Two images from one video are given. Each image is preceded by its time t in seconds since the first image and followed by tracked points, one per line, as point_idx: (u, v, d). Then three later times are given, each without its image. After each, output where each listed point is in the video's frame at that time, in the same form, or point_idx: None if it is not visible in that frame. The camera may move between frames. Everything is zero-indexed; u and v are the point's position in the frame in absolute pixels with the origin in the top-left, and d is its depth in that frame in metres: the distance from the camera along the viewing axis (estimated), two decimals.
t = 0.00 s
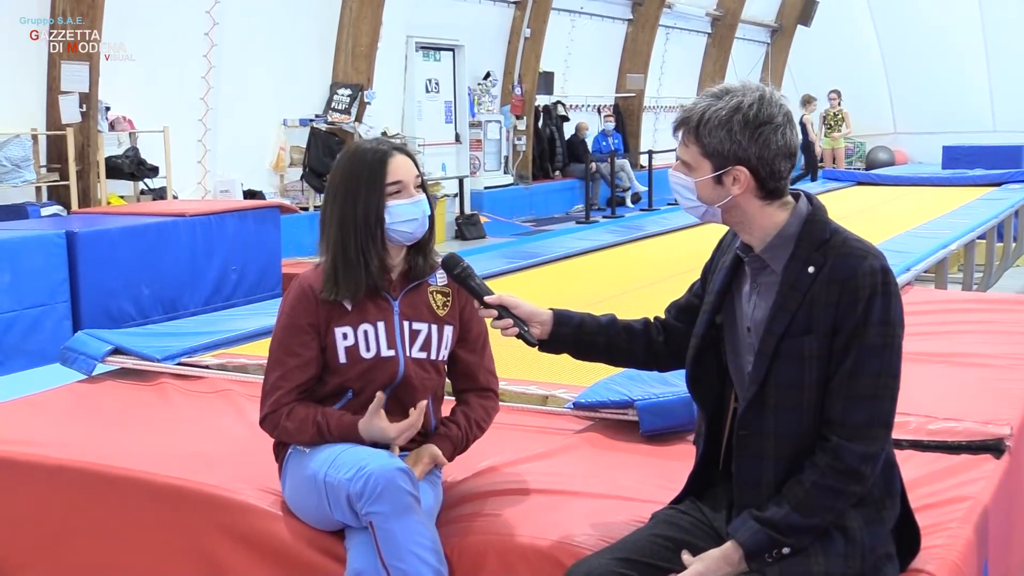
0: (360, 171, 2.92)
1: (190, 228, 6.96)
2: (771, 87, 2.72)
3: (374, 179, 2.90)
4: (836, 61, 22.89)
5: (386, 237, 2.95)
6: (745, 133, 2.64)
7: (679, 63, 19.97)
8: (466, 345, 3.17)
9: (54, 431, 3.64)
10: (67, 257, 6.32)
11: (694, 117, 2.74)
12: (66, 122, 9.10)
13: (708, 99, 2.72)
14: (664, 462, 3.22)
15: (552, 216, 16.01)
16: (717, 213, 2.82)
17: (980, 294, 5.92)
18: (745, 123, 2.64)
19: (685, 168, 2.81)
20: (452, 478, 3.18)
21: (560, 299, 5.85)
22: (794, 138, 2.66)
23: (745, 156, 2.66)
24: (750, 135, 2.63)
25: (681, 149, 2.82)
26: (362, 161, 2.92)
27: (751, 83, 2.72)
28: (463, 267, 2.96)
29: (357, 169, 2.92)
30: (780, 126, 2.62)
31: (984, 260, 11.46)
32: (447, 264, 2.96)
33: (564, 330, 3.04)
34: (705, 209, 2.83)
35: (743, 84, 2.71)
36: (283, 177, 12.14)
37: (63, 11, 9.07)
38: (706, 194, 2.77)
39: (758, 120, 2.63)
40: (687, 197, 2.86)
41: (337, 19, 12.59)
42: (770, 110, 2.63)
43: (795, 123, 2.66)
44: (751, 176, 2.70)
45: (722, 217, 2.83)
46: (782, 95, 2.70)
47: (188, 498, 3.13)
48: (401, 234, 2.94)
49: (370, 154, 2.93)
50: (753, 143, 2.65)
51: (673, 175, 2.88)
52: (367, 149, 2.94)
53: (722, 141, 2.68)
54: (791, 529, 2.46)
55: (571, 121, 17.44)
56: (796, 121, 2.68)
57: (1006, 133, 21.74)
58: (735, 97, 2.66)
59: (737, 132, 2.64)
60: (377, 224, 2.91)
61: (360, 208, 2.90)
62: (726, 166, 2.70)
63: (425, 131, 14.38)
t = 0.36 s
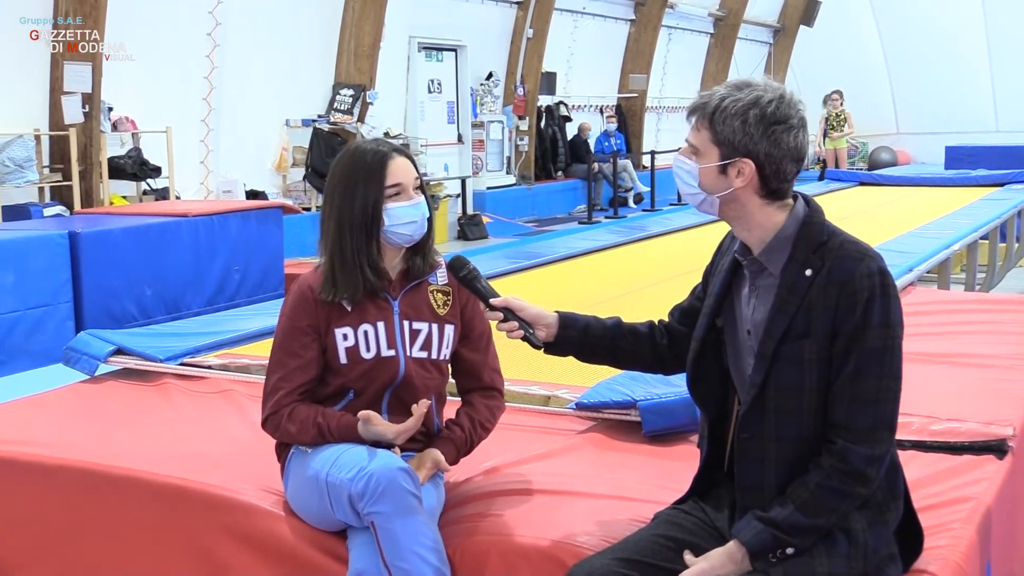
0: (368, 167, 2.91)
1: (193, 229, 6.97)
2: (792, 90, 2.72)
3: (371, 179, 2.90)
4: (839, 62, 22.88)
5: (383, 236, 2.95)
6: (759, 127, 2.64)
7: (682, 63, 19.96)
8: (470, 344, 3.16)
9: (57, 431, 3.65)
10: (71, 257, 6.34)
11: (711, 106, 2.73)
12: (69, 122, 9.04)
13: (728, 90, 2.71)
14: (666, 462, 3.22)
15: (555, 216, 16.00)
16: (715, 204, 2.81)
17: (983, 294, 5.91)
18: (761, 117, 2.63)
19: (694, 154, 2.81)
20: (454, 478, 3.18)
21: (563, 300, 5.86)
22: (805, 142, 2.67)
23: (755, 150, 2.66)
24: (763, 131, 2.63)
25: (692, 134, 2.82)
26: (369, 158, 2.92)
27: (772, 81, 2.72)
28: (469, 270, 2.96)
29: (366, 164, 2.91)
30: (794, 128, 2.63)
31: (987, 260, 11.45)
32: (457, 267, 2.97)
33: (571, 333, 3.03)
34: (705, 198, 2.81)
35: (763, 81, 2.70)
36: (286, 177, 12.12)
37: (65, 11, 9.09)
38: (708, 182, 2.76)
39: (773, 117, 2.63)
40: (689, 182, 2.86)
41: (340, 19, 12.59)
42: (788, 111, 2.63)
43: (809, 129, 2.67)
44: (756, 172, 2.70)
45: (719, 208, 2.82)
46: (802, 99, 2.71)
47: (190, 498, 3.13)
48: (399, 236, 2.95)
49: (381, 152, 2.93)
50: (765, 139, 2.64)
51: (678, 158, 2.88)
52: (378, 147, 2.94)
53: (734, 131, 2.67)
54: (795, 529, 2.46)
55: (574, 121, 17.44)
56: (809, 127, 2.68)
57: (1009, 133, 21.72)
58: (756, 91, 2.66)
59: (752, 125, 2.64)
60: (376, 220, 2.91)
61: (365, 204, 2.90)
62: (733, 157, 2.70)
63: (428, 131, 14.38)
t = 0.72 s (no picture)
0: (350, 170, 2.95)
1: (196, 229, 6.88)
2: (763, 82, 2.73)
3: (355, 180, 2.93)
4: (842, 62, 22.87)
5: (374, 236, 2.97)
6: (739, 125, 2.65)
7: (685, 62, 19.95)
8: (474, 344, 3.14)
9: (60, 431, 3.65)
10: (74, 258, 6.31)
11: (690, 119, 2.75)
12: (72, 122, 9.08)
13: (701, 100, 2.74)
14: (670, 462, 3.22)
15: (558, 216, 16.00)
16: (726, 214, 2.81)
17: (987, 294, 5.91)
18: (737, 116, 2.65)
19: (689, 173, 2.81)
20: (457, 478, 3.18)
21: (566, 300, 5.86)
22: (790, 127, 2.66)
23: (743, 149, 2.66)
24: (743, 127, 2.64)
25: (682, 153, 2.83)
26: (353, 161, 2.95)
27: (741, 80, 2.74)
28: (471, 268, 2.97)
29: (349, 167, 2.95)
30: (773, 115, 2.63)
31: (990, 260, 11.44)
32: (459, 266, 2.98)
33: (574, 333, 3.04)
34: (713, 210, 2.81)
35: (731, 82, 2.73)
36: (289, 177, 12.07)
37: (68, 11, 9.12)
38: (710, 194, 2.77)
39: (749, 112, 2.64)
40: (694, 200, 2.85)
41: (343, 19, 12.60)
42: (761, 102, 2.64)
43: (789, 112, 2.67)
44: (753, 169, 2.69)
45: (731, 217, 2.81)
46: (774, 88, 2.72)
47: (193, 498, 3.13)
48: (388, 234, 2.96)
49: (363, 154, 2.96)
50: (748, 135, 2.65)
51: (679, 182, 2.88)
52: (358, 149, 2.97)
53: (717, 137, 2.69)
54: (799, 528, 2.46)
55: (576, 121, 17.46)
56: (790, 111, 2.68)
57: (1013, 133, 21.68)
58: (725, 93, 2.69)
59: (731, 126, 2.66)
60: (364, 221, 2.93)
61: (348, 205, 2.93)
62: (726, 162, 2.70)
63: (430, 131, 14.37)
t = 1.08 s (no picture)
0: (361, 167, 2.92)
1: (195, 229, 6.92)
2: (784, 82, 2.72)
3: (364, 177, 2.91)
4: (850, 61, 22.85)
5: (379, 236, 2.94)
6: (757, 124, 2.63)
7: (691, 60, 19.90)
8: (478, 348, 3.09)
9: (60, 433, 3.62)
10: (74, 259, 6.31)
11: (707, 113, 2.74)
12: (72, 121, 9.12)
13: (720, 94, 2.72)
14: (678, 466, 3.18)
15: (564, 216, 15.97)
16: (732, 211, 2.80)
17: (999, 294, 5.83)
18: (757, 114, 2.63)
19: (699, 166, 2.81)
20: (462, 481, 3.14)
21: (571, 301, 5.83)
22: (807, 130, 2.65)
23: (758, 148, 2.65)
24: (761, 126, 2.62)
25: (695, 146, 2.82)
26: (364, 159, 2.92)
27: (762, 79, 2.72)
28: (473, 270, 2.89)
29: (360, 164, 2.92)
30: (792, 118, 2.61)
31: (1000, 261, 11.40)
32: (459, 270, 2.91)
33: (576, 336, 2.99)
34: (720, 206, 2.80)
35: (755, 79, 2.71)
36: (292, 176, 12.10)
37: (68, 10, 9.10)
38: (720, 189, 2.76)
39: (769, 111, 2.62)
40: (701, 194, 2.85)
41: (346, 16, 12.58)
42: (781, 102, 2.62)
43: (808, 116, 2.65)
44: (765, 169, 2.68)
45: (737, 215, 2.80)
46: (796, 90, 2.70)
47: (194, 501, 3.10)
48: (394, 235, 2.92)
49: (375, 152, 2.92)
50: (765, 135, 2.63)
51: (686, 173, 2.88)
52: (370, 146, 2.93)
53: (733, 133, 2.67)
54: (808, 533, 2.42)
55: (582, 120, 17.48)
56: (808, 115, 2.66)
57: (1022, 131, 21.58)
58: (746, 90, 2.67)
59: (748, 123, 2.64)
60: (369, 220, 2.90)
61: (356, 201, 2.90)
62: (739, 159, 2.69)
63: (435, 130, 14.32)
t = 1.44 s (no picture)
0: (362, 158, 2.62)
1: (179, 225, 6.27)
2: (828, 66, 2.44)
3: (366, 169, 2.61)
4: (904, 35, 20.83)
5: (381, 234, 2.65)
6: (797, 112, 2.36)
7: (724, 40, 18.55)
8: (490, 357, 2.79)
9: (34, 449, 3.37)
10: (44, 257, 5.68)
11: (741, 99, 2.46)
12: (42, 106, 8.17)
13: (757, 79, 2.44)
14: (707, 486, 2.91)
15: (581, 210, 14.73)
16: (768, 208, 2.53)
17: None
18: (797, 101, 2.36)
19: (732, 156, 2.54)
20: (470, 502, 2.88)
21: (589, 305, 5.54)
22: (853, 120, 2.37)
23: (798, 138, 2.37)
24: (802, 115, 2.35)
25: (727, 134, 2.54)
26: (365, 150, 2.62)
27: (804, 62, 2.45)
28: (483, 272, 2.60)
29: (363, 154, 2.62)
30: (836, 106, 2.34)
31: None
32: (461, 268, 2.62)
33: (594, 342, 2.67)
34: (755, 201, 2.53)
35: (796, 63, 2.44)
36: (283, 167, 10.90)
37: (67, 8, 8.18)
38: (755, 183, 2.49)
39: (811, 99, 2.35)
40: (733, 187, 2.57)
41: None
42: (825, 88, 2.35)
43: (853, 104, 2.38)
44: (805, 163, 2.40)
45: (773, 212, 2.53)
46: (841, 75, 2.42)
47: (175, 523, 2.85)
48: (396, 233, 2.62)
49: (379, 144, 2.62)
50: (806, 124, 2.36)
51: (718, 163, 2.61)
52: (374, 134, 2.64)
53: (771, 122, 2.40)
54: (852, 561, 2.17)
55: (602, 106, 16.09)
56: (854, 103, 2.39)
57: None
58: (786, 74, 2.39)
59: (788, 111, 2.37)
60: (370, 217, 2.62)
61: (355, 195, 2.61)
62: (777, 151, 2.42)
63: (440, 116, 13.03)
